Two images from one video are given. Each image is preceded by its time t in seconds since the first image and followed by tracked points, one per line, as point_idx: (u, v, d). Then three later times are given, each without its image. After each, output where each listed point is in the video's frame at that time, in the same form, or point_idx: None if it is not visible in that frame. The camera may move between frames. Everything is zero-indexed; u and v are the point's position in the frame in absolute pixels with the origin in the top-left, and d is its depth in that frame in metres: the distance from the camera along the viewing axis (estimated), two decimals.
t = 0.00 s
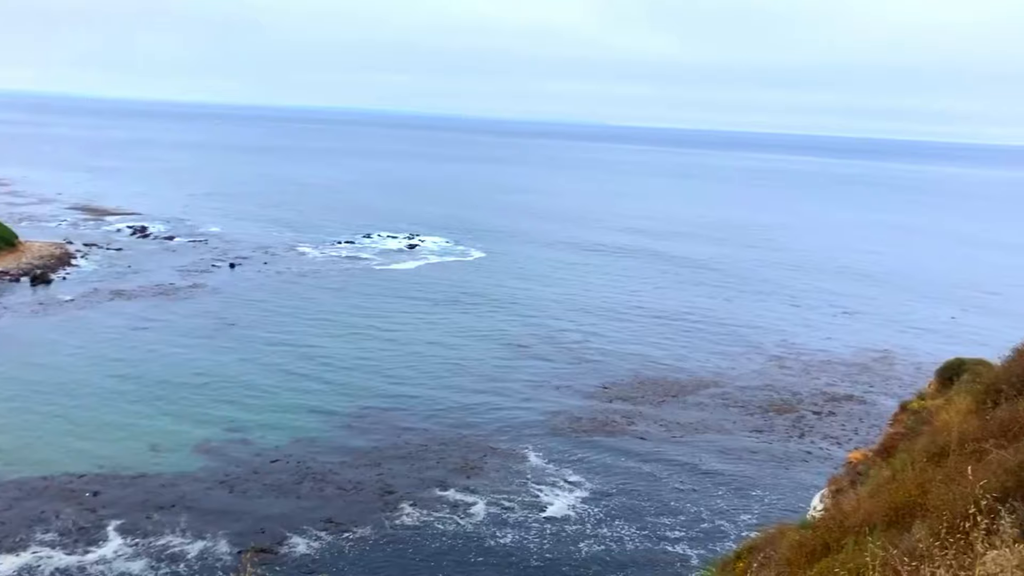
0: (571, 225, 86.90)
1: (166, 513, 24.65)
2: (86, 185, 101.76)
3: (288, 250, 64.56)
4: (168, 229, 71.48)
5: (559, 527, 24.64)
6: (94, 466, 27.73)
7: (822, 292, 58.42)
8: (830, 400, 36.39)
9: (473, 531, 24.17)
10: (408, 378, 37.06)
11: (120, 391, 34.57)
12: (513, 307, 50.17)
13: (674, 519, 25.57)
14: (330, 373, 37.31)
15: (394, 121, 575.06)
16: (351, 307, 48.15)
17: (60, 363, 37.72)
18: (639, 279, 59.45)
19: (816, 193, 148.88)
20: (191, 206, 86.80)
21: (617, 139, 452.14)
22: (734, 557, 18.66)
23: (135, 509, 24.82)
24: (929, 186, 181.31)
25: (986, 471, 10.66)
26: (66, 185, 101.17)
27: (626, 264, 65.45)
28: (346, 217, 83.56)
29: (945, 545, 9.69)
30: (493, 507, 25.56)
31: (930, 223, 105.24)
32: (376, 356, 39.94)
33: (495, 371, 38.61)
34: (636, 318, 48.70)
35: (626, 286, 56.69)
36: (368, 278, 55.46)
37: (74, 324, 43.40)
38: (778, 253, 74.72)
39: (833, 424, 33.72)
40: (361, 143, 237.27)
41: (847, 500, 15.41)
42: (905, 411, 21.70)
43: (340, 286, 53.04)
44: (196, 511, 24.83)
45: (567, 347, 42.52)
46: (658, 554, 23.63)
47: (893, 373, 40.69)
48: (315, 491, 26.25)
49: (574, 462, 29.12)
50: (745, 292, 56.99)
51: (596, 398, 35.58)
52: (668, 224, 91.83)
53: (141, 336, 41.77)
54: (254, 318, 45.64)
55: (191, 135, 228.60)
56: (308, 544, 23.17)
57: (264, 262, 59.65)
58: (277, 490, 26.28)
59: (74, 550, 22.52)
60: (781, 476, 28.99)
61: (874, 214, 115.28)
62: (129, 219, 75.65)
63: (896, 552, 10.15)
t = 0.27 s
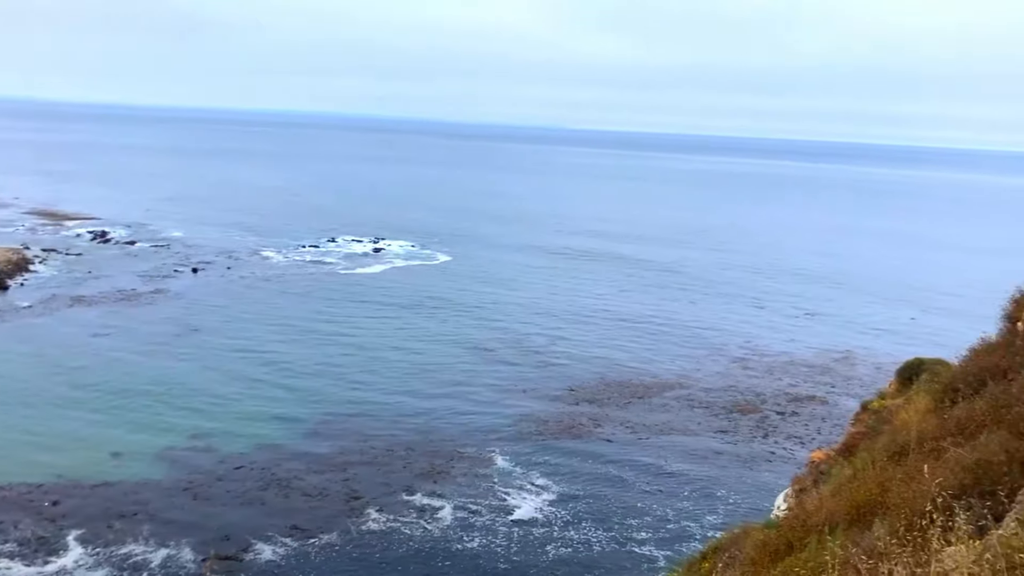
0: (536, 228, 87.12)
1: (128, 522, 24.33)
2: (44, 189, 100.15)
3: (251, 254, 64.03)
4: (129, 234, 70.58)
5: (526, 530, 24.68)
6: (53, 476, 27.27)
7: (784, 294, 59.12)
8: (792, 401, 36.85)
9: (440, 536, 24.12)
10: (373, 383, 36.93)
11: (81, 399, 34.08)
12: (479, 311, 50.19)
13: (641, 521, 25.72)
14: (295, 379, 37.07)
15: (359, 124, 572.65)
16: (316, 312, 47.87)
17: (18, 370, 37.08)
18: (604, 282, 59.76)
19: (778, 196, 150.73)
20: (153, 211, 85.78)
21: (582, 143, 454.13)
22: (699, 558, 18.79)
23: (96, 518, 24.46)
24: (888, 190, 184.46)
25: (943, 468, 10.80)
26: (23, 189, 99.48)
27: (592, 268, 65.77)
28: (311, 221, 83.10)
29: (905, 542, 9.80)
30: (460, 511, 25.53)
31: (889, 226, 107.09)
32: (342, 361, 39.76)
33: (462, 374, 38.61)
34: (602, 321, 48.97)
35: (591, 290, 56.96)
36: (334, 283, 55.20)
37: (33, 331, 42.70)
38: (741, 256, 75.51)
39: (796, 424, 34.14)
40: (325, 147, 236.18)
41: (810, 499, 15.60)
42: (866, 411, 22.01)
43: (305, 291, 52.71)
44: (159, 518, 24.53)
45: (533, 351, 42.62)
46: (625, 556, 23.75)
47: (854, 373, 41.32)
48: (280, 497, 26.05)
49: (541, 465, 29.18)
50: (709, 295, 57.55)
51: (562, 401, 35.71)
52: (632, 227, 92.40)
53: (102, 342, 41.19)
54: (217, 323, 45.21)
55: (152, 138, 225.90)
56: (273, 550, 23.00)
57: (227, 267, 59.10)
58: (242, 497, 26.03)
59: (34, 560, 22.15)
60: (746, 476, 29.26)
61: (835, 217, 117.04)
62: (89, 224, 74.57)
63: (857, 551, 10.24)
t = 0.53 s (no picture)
0: (500, 233, 87.21)
1: (87, 531, 23.96)
2: None
3: (213, 259, 63.38)
4: (87, 239, 69.50)
5: (492, 534, 24.66)
6: (9, 486, 26.74)
7: (747, 297, 59.74)
8: (755, 401, 37.24)
9: (406, 541, 24.02)
10: (338, 388, 36.71)
11: (39, 407, 33.50)
12: (444, 316, 50.11)
13: (607, 523, 25.81)
14: (258, 385, 36.73)
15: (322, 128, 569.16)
16: (279, 317, 47.49)
17: None
18: (568, 287, 59.97)
19: (740, 200, 152.42)
20: (112, 216, 84.59)
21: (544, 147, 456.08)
22: (665, 559, 18.89)
23: (54, 528, 24.04)
24: (846, 193, 187.32)
25: (902, 468, 10.92)
26: None
27: (556, 271, 65.98)
28: (273, 225, 82.44)
29: (866, 541, 9.90)
30: (425, 516, 25.44)
31: (847, 229, 108.74)
32: (306, 366, 39.48)
33: (426, 379, 38.52)
34: (566, 324, 49.14)
35: (556, 294, 57.12)
36: (297, 288, 54.80)
37: None
38: (704, 259, 76.19)
39: (759, 424, 34.50)
40: (288, 151, 234.55)
41: (773, 499, 15.75)
42: (827, 411, 22.30)
43: (267, 296, 52.25)
44: (119, 528, 24.18)
45: (498, 355, 42.64)
46: (591, 558, 23.82)
47: (815, 374, 41.88)
48: (243, 505, 25.79)
49: (506, 469, 29.20)
50: (672, 298, 58.00)
51: (527, 404, 35.76)
52: (597, 231, 92.86)
53: (60, 350, 40.53)
54: (179, 329, 44.68)
55: (110, 142, 222.84)
56: (236, 558, 22.76)
57: (188, 273, 58.40)
58: (204, 505, 25.72)
59: None
60: (711, 478, 29.48)
61: (795, 220, 118.54)
62: (46, 229, 73.34)
63: (820, 551, 10.33)
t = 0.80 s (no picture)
0: (465, 237, 87.19)
1: (44, 542, 23.51)
2: None
3: (174, 265, 62.63)
4: (44, 244, 68.33)
5: (459, 538, 24.60)
6: None
7: (710, 299, 60.30)
8: (719, 402, 37.57)
9: (372, 547, 23.88)
10: (302, 393, 36.44)
11: None
12: (409, 320, 49.97)
13: (574, 526, 25.86)
14: (221, 391, 36.32)
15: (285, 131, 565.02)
16: (242, 323, 47.04)
17: None
18: (533, 290, 60.10)
19: (703, 203, 153.82)
20: (70, 221, 83.27)
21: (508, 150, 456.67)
22: (630, 560, 18.98)
23: (11, 539, 23.57)
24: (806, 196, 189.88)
25: (862, 467, 11.02)
26: None
27: (521, 275, 66.10)
28: (235, 230, 81.66)
29: (829, 541, 9.96)
30: (392, 522, 25.31)
31: (806, 232, 110.29)
32: (269, 372, 39.10)
33: (392, 384, 38.37)
34: (531, 327, 49.23)
35: (521, 297, 57.22)
36: (260, 293, 54.30)
37: None
38: (667, 262, 76.78)
39: (723, 425, 34.81)
40: (249, 155, 232.57)
41: (737, 500, 15.86)
42: (789, 411, 22.55)
43: (230, 301, 51.72)
44: (79, 538, 23.77)
45: (464, 359, 42.61)
46: (558, 561, 23.85)
47: (777, 374, 42.38)
48: (206, 513, 25.47)
49: (472, 473, 29.15)
50: (636, 301, 58.35)
51: (493, 408, 35.74)
52: (561, 234, 93.19)
53: (17, 357, 39.78)
54: (139, 335, 44.07)
55: (68, 146, 219.40)
56: (200, 567, 22.48)
57: (149, 278, 57.61)
58: (166, 514, 25.36)
59: None
60: (676, 479, 29.67)
61: (756, 222, 119.93)
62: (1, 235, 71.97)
63: (783, 551, 10.38)
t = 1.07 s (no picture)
0: (434, 241, 87.08)
1: (6, 554, 23.12)
2: None
3: (139, 270, 61.93)
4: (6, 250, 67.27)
5: (430, 543, 24.53)
6: None
7: (677, 301, 60.72)
8: (687, 403, 37.82)
9: (342, 553, 23.73)
10: (270, 399, 36.18)
11: None
12: (377, 325, 49.80)
13: (544, 529, 25.88)
14: (188, 398, 35.95)
15: (251, 135, 560.52)
16: (209, 328, 46.61)
17: None
18: (501, 294, 60.15)
19: (670, 206, 154.91)
20: (32, 226, 82.06)
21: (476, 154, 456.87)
22: (600, 563, 19.05)
23: None
24: (770, 199, 191.81)
25: (829, 467, 11.13)
26: None
27: (490, 279, 66.15)
28: (201, 235, 80.90)
29: (796, 541, 10.04)
30: (361, 527, 25.17)
31: (771, 234, 111.43)
32: (238, 378, 38.77)
33: (361, 388, 38.22)
34: (501, 331, 49.28)
35: (489, 301, 57.25)
36: (227, 298, 53.84)
37: None
38: (635, 265, 77.20)
39: (692, 426, 35.05)
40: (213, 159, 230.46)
41: (706, 500, 15.98)
42: (757, 411, 22.77)
43: (196, 307, 51.22)
44: (42, 549, 23.41)
45: (433, 363, 42.54)
46: (530, 565, 23.88)
47: (745, 375, 42.75)
48: (172, 521, 25.19)
49: (442, 478, 29.09)
50: (605, 304, 58.60)
51: (463, 412, 35.70)
52: (529, 238, 93.38)
53: None
54: (104, 342, 43.52)
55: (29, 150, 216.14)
56: None
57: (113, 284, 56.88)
58: (131, 523, 25.02)
59: None
60: (646, 480, 29.82)
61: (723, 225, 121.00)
62: None
63: (751, 552, 10.45)
